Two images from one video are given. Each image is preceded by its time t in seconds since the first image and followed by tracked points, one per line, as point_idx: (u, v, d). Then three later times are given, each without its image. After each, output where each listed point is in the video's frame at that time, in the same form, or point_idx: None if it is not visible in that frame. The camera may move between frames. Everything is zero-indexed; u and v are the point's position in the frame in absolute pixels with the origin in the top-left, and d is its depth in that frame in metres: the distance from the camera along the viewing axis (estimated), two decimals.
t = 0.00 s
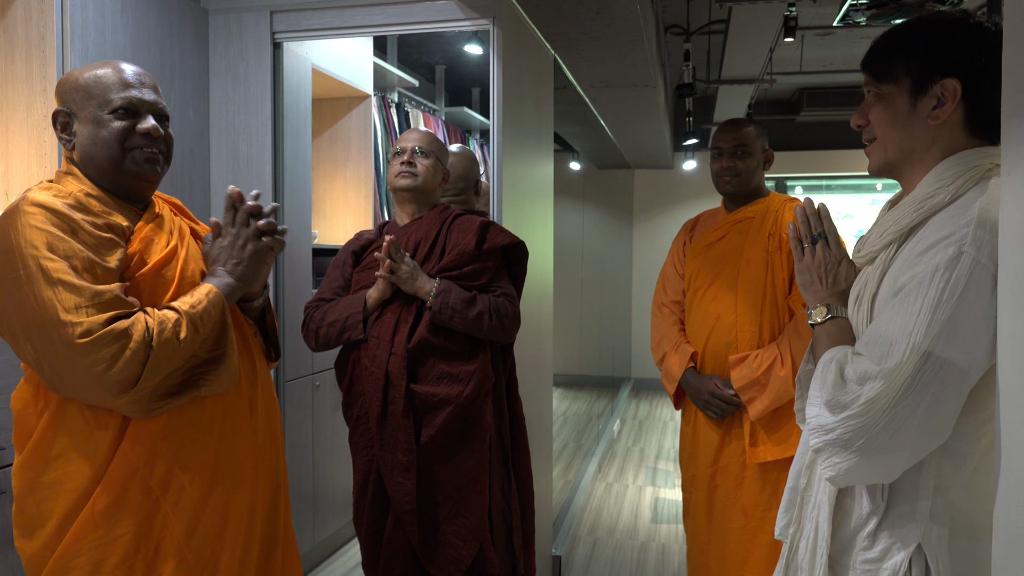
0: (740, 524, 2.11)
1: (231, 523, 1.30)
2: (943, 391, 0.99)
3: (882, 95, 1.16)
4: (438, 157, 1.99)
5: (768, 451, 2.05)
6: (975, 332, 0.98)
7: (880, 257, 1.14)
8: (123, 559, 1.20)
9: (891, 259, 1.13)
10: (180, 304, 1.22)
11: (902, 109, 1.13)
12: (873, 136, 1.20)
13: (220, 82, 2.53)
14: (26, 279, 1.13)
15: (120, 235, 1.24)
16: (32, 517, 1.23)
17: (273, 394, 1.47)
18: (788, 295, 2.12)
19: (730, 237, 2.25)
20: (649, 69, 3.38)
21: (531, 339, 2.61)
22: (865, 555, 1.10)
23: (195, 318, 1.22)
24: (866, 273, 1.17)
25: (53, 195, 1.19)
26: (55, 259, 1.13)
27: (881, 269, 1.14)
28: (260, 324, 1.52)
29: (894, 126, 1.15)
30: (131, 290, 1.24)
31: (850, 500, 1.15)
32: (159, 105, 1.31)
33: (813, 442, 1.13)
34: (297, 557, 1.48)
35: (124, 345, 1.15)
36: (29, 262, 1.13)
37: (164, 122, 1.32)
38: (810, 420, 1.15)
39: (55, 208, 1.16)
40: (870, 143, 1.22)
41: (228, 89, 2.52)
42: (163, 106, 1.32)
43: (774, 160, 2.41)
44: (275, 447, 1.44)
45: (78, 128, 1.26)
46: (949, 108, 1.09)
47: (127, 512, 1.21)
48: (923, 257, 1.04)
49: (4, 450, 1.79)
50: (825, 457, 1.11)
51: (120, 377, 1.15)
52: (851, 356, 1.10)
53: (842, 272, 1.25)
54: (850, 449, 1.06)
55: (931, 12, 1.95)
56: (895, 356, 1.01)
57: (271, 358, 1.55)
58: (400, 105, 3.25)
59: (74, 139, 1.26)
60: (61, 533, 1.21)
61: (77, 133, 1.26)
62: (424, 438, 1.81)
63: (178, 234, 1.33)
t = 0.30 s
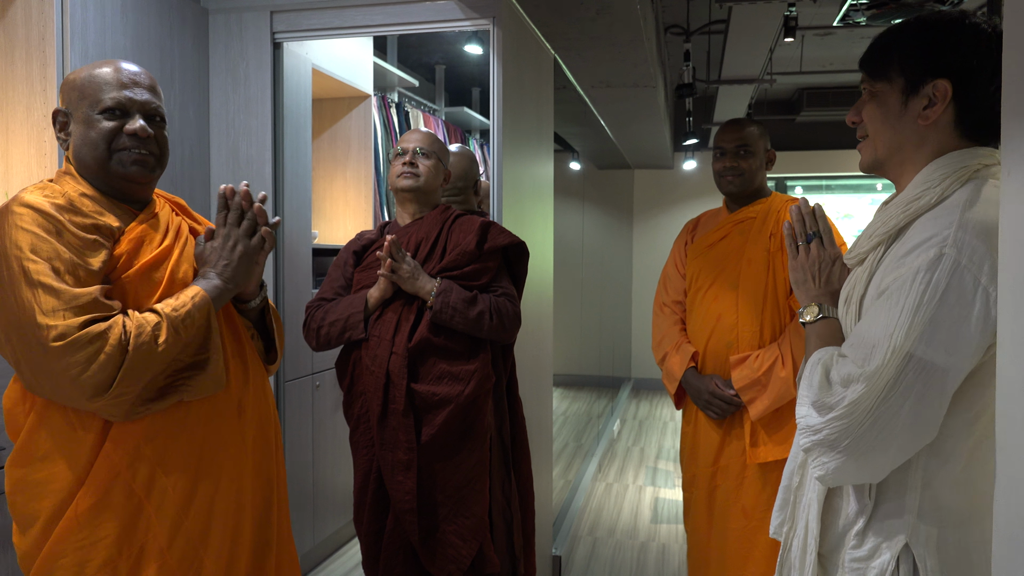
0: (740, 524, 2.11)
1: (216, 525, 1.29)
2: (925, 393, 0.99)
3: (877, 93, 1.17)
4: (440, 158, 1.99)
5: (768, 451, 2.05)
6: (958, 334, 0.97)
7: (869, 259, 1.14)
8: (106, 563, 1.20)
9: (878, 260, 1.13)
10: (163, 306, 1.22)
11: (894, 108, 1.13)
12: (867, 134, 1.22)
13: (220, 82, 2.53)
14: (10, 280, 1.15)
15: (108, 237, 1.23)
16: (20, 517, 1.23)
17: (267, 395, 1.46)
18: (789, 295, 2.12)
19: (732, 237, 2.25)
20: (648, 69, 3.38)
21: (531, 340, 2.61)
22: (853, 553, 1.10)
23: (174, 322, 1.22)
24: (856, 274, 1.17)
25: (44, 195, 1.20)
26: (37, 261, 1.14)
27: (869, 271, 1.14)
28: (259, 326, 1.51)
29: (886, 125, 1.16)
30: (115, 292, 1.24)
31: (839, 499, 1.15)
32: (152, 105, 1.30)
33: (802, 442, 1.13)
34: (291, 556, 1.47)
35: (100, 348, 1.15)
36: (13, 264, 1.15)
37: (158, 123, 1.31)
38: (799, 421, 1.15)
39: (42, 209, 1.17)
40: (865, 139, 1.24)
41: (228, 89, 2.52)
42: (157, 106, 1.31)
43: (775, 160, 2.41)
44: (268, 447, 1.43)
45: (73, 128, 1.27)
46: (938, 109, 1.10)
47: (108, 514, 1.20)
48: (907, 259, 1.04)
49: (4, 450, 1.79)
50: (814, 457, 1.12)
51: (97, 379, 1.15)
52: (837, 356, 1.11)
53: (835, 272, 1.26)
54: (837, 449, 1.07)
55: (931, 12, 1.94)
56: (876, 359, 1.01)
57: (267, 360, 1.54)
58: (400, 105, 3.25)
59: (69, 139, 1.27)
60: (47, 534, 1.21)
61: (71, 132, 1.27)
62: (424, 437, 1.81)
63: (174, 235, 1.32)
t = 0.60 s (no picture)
0: (740, 524, 2.11)
1: (206, 526, 1.29)
2: (919, 391, 0.99)
3: (847, 103, 1.17)
4: (441, 159, 1.99)
5: (768, 450, 2.05)
6: (949, 330, 0.97)
7: (858, 262, 1.14)
8: (94, 565, 1.20)
9: (867, 263, 1.12)
10: (148, 311, 1.22)
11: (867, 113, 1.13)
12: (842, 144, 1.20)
13: (220, 82, 2.53)
14: None
15: (97, 238, 1.23)
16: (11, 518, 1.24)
17: (263, 397, 1.45)
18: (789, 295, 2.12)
19: (732, 238, 2.25)
20: (648, 69, 3.38)
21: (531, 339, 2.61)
22: (858, 556, 1.10)
23: (156, 327, 1.21)
24: (845, 276, 1.17)
25: (34, 196, 1.20)
26: (19, 264, 1.15)
27: (859, 274, 1.13)
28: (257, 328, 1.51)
29: (862, 134, 1.16)
30: (102, 294, 1.24)
31: (842, 504, 1.15)
32: (145, 106, 1.29)
33: (800, 445, 1.13)
34: (286, 557, 1.47)
35: (80, 353, 1.16)
36: None
37: (151, 124, 1.31)
38: (796, 424, 1.15)
39: (28, 211, 1.17)
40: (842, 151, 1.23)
41: (228, 89, 2.52)
42: (151, 107, 1.31)
43: (775, 160, 2.40)
44: (264, 449, 1.42)
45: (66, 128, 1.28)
46: (912, 110, 1.10)
47: (93, 517, 1.21)
48: (894, 259, 1.04)
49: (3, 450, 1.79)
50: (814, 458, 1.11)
51: (77, 384, 1.16)
52: (830, 359, 1.11)
53: (829, 276, 1.26)
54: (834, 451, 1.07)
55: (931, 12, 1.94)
56: (868, 359, 1.01)
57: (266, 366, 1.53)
58: (400, 105, 3.25)
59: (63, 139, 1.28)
60: (35, 537, 1.22)
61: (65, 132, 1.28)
62: (424, 436, 1.81)
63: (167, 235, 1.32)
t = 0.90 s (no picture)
0: (742, 524, 2.11)
1: (217, 527, 1.29)
2: (931, 400, 0.96)
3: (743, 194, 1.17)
4: (443, 159, 1.99)
5: (769, 450, 2.05)
6: (933, 332, 0.95)
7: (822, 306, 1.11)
8: (104, 568, 1.20)
9: (831, 303, 1.10)
10: (155, 311, 1.22)
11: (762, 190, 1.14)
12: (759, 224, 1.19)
13: (220, 82, 2.53)
14: None
15: (99, 240, 1.22)
16: (14, 523, 1.23)
17: (264, 397, 1.46)
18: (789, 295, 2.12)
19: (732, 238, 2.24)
20: (649, 69, 3.38)
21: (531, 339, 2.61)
22: None
23: (166, 327, 1.22)
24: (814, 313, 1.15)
25: (32, 198, 1.19)
26: (24, 269, 1.14)
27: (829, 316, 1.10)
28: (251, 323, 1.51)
29: (769, 209, 1.15)
30: (106, 297, 1.24)
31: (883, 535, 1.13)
32: (146, 109, 1.30)
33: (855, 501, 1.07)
34: (290, 558, 1.47)
35: (91, 357, 1.15)
36: None
37: (151, 126, 1.31)
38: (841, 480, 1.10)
39: (29, 213, 1.16)
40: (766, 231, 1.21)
41: (228, 89, 2.52)
42: (151, 110, 1.31)
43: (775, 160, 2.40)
44: (266, 446, 1.43)
45: (62, 128, 1.26)
46: (796, 170, 1.12)
47: (104, 521, 1.21)
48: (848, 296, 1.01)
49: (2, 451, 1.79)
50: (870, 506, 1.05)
51: (89, 388, 1.16)
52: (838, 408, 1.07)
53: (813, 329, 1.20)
54: (883, 495, 1.02)
55: (931, 12, 1.94)
56: (871, 397, 0.97)
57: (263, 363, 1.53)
58: (400, 105, 3.25)
59: (58, 139, 1.27)
60: (41, 542, 1.21)
61: (61, 133, 1.26)
62: (428, 436, 1.81)
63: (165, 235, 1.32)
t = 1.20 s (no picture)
0: (742, 523, 2.12)
1: (237, 530, 1.28)
2: (930, 457, 0.94)
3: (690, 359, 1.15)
4: (444, 160, 1.99)
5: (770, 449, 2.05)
6: (901, 400, 0.95)
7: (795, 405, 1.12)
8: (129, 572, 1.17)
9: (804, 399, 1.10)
10: (180, 313, 1.21)
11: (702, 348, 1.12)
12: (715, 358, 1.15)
13: (220, 82, 2.53)
14: (22, 294, 1.09)
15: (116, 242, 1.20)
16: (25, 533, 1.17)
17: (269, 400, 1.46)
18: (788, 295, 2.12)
19: (733, 238, 2.24)
20: (649, 68, 3.38)
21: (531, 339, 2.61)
22: None
23: (193, 326, 1.21)
24: (800, 413, 1.15)
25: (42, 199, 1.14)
26: (53, 273, 1.09)
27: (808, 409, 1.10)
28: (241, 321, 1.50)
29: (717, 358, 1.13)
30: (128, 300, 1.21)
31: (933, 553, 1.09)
32: (161, 116, 1.29)
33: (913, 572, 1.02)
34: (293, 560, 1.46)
35: (131, 361, 1.12)
36: (26, 277, 1.09)
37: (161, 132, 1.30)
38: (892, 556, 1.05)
39: (47, 217, 1.12)
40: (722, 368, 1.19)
41: (228, 90, 2.52)
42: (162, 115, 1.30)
43: (775, 160, 2.40)
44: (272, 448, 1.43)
45: (76, 129, 1.21)
46: (718, 316, 1.10)
47: (130, 525, 1.17)
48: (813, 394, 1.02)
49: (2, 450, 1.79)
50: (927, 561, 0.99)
51: (129, 392, 1.12)
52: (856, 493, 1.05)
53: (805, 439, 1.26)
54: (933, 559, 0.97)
55: (931, 12, 1.94)
56: (876, 476, 0.96)
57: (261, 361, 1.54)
58: (400, 105, 3.26)
59: (72, 140, 1.21)
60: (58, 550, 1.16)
61: (75, 134, 1.21)
62: (431, 436, 1.81)
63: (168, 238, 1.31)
